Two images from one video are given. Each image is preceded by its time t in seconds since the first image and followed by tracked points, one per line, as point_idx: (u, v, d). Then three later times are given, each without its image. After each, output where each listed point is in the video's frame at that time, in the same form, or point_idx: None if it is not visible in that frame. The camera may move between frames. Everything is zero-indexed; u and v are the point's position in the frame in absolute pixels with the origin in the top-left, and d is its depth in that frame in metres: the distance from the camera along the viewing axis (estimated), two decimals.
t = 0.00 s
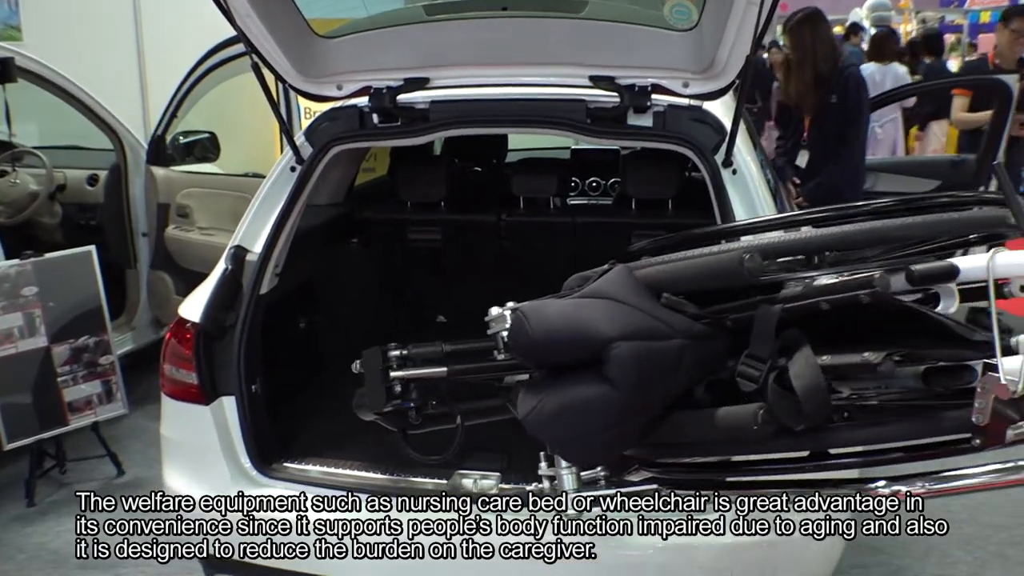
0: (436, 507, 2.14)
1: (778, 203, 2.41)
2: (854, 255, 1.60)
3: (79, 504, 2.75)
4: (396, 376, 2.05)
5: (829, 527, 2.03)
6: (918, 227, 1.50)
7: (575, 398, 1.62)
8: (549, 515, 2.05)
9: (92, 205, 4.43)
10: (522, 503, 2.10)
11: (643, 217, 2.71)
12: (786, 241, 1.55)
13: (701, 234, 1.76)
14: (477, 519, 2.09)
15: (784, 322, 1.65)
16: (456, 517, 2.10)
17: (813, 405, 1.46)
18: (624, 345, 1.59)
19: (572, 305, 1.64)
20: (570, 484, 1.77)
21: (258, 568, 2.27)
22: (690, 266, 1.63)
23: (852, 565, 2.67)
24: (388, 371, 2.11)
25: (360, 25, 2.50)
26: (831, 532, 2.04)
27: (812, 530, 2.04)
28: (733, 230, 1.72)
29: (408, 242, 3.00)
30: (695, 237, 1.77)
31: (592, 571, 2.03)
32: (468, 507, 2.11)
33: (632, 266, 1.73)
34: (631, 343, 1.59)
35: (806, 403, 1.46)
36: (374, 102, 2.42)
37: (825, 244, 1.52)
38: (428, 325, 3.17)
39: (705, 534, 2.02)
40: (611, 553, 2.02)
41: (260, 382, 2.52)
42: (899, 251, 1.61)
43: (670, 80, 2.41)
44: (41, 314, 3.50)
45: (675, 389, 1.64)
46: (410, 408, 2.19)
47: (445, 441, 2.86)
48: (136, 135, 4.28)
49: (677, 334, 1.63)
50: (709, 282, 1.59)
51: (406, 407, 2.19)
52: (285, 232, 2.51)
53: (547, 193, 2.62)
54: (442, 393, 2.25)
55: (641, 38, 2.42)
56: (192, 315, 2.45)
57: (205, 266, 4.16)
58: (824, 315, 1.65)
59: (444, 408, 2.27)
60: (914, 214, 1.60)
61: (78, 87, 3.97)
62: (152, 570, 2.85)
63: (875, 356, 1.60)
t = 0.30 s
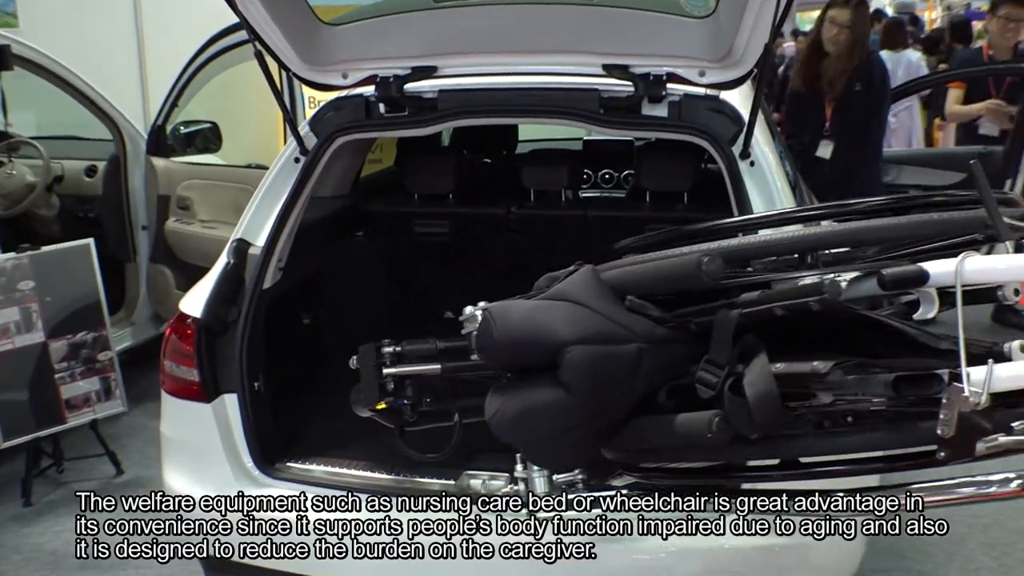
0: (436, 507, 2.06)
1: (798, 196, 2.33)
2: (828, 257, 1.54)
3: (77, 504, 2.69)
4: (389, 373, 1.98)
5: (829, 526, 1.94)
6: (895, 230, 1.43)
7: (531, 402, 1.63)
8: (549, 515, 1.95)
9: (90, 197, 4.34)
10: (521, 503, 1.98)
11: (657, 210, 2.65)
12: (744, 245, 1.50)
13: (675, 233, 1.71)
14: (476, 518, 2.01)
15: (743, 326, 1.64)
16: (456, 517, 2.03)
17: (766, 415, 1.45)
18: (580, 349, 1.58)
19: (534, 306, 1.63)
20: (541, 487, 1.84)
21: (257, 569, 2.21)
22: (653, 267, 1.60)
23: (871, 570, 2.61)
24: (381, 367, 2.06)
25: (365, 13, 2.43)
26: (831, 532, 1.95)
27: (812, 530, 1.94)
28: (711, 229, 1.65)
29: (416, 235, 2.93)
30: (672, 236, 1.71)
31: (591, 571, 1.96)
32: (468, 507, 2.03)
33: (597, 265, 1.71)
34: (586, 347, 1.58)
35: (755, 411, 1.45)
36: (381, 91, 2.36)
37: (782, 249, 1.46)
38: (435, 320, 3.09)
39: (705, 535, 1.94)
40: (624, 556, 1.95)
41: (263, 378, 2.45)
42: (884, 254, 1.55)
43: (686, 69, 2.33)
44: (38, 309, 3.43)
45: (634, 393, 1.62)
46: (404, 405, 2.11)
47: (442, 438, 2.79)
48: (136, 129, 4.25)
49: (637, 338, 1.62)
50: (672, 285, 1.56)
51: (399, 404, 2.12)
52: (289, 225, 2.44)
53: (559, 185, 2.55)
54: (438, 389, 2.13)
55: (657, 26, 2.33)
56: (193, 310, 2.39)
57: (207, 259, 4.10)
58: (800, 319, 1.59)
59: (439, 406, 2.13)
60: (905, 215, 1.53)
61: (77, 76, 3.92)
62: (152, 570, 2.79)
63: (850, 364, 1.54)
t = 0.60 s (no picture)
0: (436, 507, 2.03)
1: (815, 192, 2.28)
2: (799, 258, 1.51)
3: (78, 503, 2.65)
4: (382, 369, 1.97)
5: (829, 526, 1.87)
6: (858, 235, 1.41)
7: (491, 404, 1.67)
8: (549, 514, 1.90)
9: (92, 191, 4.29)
10: (522, 504, 1.84)
11: (672, 208, 2.61)
12: (707, 250, 1.48)
13: (649, 232, 1.68)
14: (477, 518, 1.95)
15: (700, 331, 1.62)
16: (456, 517, 1.98)
17: (711, 424, 1.43)
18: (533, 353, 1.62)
19: (495, 307, 1.67)
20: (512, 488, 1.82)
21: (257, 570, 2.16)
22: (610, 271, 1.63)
23: None
24: (376, 364, 2.00)
25: (371, 4, 2.40)
26: (832, 533, 1.88)
27: (812, 530, 1.88)
28: (682, 228, 1.63)
29: (424, 231, 2.89)
30: (645, 235, 1.68)
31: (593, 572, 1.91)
32: (468, 507, 1.98)
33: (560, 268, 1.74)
34: (539, 351, 1.62)
35: (702, 418, 1.43)
36: (387, 85, 2.31)
37: (736, 254, 1.45)
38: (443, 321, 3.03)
39: (704, 534, 1.89)
40: (632, 560, 1.89)
41: (266, 377, 2.40)
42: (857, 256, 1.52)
43: (699, 62, 2.29)
44: (37, 306, 3.39)
45: (587, 397, 1.67)
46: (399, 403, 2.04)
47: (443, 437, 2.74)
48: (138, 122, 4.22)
49: (593, 342, 1.65)
50: (629, 289, 1.56)
51: (393, 402, 2.04)
52: (295, 219, 2.39)
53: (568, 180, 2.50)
54: (430, 388, 2.06)
55: (671, 17, 2.29)
56: (195, 307, 2.35)
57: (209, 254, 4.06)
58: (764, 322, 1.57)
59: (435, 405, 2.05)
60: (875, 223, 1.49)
61: (78, 69, 3.90)
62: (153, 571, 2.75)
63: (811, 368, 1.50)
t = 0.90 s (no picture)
0: (436, 507, 1.98)
1: (831, 187, 2.23)
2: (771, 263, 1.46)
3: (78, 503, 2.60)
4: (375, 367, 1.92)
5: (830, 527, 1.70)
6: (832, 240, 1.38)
7: (448, 409, 1.60)
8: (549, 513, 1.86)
9: (89, 185, 4.15)
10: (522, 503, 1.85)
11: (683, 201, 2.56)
12: (662, 254, 1.44)
13: (628, 233, 1.63)
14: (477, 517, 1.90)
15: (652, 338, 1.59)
16: (456, 516, 1.93)
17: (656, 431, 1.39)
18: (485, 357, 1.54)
19: (457, 311, 1.60)
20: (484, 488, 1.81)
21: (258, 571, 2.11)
22: (573, 275, 1.56)
23: None
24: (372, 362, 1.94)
25: None
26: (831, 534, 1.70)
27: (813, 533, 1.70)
28: (654, 229, 1.58)
29: (430, 229, 2.84)
30: (619, 237, 1.64)
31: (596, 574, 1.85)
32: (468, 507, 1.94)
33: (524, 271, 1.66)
34: (493, 355, 1.54)
35: (647, 426, 1.40)
36: (391, 77, 2.25)
37: (707, 257, 1.41)
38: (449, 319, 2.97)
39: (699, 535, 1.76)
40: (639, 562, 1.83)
41: (269, 376, 2.35)
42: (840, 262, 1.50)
43: (713, 54, 2.23)
44: (35, 303, 3.35)
45: (543, 404, 1.59)
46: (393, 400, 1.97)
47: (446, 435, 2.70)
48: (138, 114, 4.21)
49: (549, 347, 1.56)
50: (586, 293, 1.52)
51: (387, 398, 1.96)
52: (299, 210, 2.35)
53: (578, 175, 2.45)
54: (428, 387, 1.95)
55: (686, 7, 2.21)
56: (196, 303, 2.31)
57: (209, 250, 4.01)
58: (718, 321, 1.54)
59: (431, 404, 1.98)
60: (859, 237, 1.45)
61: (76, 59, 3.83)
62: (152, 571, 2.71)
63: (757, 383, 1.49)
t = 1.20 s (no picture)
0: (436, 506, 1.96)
1: (844, 181, 2.18)
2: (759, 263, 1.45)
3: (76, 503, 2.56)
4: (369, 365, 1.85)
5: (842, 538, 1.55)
6: (811, 241, 1.35)
7: (403, 409, 1.62)
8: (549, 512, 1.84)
9: (87, 178, 4.15)
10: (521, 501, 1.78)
11: (692, 197, 2.52)
12: (605, 256, 1.46)
13: (604, 232, 1.61)
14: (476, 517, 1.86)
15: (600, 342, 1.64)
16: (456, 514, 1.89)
17: (598, 438, 1.43)
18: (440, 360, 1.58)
19: (416, 313, 1.64)
20: (454, 489, 1.74)
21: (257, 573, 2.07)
22: (532, 279, 1.60)
23: None
24: (366, 357, 1.87)
25: None
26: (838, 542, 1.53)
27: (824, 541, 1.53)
28: (635, 228, 1.57)
29: (434, 225, 2.79)
30: (595, 236, 1.63)
31: None
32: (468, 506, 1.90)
33: (486, 274, 1.70)
34: (446, 357, 1.58)
35: (588, 431, 1.44)
36: (395, 69, 2.21)
37: (672, 259, 1.40)
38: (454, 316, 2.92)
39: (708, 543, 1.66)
40: (645, 565, 1.78)
41: (269, 373, 2.31)
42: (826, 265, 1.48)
43: (724, 45, 2.19)
44: (32, 299, 3.31)
45: (499, 407, 1.63)
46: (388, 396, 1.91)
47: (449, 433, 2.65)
48: (137, 106, 4.14)
49: (504, 350, 1.60)
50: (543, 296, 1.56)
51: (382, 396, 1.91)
52: (301, 204, 2.30)
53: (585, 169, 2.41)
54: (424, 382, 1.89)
55: None
56: (196, 299, 2.27)
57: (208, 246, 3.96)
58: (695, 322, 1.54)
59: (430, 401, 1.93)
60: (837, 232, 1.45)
61: (75, 52, 3.80)
62: (150, 571, 2.66)
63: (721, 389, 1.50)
